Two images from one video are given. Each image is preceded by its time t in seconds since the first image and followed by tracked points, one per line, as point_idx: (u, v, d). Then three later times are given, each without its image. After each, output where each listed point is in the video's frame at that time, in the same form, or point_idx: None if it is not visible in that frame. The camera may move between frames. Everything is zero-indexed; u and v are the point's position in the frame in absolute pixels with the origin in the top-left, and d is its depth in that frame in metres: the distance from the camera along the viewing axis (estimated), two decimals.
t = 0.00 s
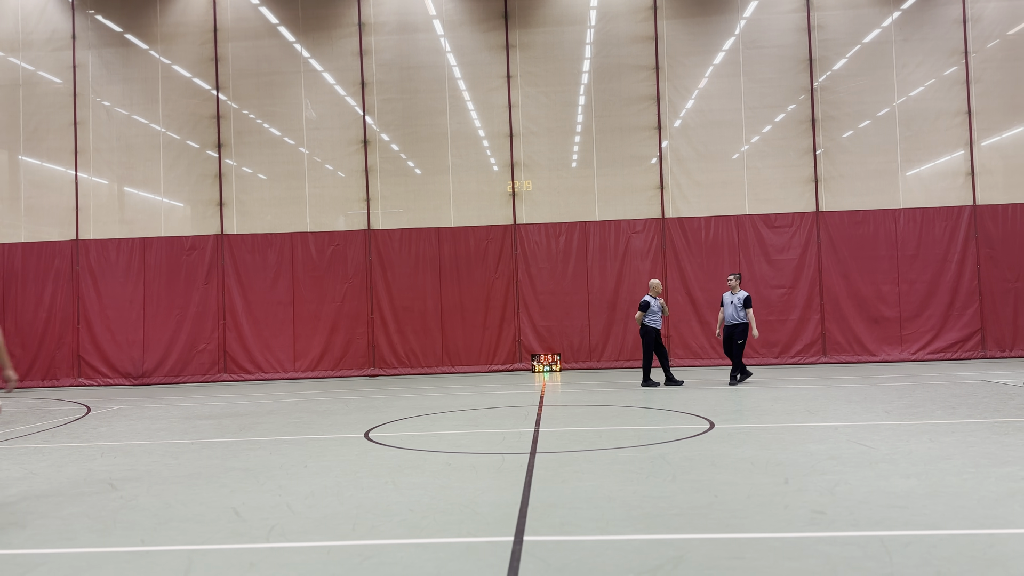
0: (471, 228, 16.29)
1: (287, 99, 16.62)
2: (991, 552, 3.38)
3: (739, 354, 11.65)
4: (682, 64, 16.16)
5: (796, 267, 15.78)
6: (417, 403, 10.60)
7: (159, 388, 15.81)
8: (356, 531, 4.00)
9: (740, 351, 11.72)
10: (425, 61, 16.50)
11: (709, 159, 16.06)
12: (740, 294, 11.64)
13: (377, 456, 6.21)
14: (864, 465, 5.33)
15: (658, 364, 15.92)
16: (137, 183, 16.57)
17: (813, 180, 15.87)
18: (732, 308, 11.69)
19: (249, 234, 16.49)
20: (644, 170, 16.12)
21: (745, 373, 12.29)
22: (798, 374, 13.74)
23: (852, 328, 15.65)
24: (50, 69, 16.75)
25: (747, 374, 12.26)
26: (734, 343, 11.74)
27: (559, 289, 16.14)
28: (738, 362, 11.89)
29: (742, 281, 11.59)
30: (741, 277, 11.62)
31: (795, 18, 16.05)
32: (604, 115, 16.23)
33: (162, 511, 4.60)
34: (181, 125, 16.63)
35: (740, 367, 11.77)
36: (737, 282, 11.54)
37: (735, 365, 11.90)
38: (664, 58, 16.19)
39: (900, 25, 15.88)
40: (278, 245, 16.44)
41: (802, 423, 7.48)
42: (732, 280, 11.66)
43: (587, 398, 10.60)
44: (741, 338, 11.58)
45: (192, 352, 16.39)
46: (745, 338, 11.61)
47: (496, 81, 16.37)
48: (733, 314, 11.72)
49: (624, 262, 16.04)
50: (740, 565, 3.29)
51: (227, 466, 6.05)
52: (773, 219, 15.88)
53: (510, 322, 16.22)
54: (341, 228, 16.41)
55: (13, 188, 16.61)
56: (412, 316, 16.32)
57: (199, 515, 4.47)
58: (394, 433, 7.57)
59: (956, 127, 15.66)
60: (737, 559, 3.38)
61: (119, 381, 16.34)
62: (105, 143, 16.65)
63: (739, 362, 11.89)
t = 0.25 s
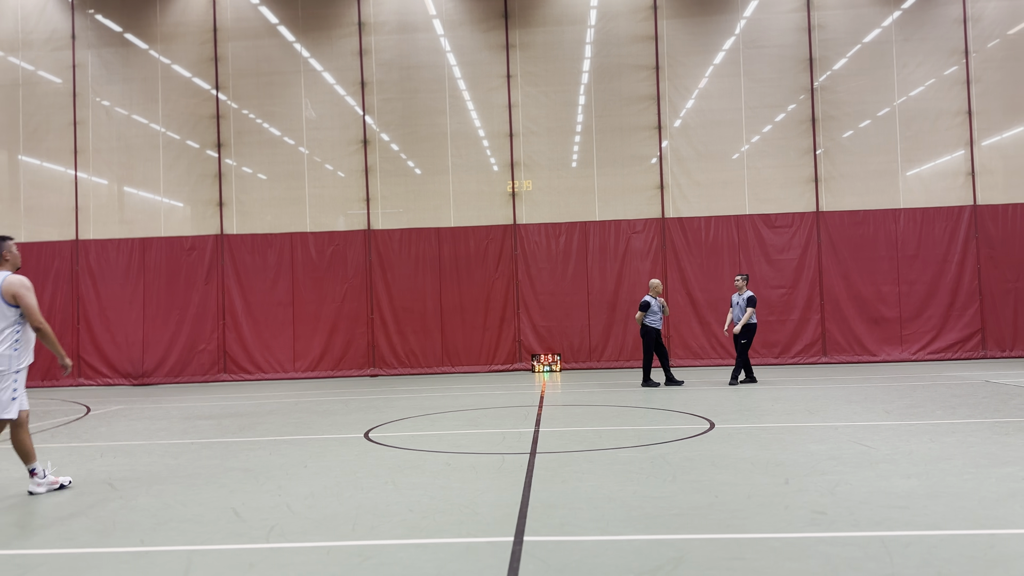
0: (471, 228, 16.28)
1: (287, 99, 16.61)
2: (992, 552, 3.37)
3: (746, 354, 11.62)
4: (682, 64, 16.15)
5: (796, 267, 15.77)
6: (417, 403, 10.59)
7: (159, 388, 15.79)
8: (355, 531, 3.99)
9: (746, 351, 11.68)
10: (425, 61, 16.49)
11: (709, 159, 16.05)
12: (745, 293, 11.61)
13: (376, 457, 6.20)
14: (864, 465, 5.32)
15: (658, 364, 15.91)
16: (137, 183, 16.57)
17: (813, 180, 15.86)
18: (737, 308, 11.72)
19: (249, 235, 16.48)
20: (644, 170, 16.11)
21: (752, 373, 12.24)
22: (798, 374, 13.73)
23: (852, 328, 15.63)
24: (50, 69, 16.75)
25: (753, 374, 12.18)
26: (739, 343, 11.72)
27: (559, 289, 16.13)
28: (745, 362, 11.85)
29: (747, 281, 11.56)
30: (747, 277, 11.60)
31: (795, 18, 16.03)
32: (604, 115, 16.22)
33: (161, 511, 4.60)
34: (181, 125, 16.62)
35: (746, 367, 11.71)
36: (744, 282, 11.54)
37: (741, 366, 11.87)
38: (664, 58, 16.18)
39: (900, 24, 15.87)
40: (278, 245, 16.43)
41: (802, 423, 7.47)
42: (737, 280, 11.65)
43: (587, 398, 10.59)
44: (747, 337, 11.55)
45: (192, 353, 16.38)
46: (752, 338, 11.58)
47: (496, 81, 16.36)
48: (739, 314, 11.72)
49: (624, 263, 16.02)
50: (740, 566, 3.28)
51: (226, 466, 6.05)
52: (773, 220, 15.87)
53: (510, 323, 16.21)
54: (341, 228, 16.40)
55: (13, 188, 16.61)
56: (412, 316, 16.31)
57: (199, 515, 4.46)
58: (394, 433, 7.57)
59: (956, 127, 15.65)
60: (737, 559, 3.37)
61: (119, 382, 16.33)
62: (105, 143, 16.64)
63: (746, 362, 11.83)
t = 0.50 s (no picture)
0: (471, 228, 16.28)
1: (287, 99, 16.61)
2: (992, 552, 3.37)
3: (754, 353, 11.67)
4: (682, 64, 16.15)
5: (796, 267, 15.76)
6: (417, 403, 10.57)
7: (159, 388, 15.79)
8: (355, 531, 3.99)
9: (754, 350, 11.73)
10: (425, 61, 16.49)
11: (709, 159, 16.05)
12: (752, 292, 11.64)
13: (376, 457, 6.19)
14: (865, 465, 5.32)
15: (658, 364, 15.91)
16: (137, 183, 16.57)
17: (813, 180, 15.86)
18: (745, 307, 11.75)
19: (249, 234, 16.48)
20: (644, 170, 16.11)
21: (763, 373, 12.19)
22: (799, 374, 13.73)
23: (852, 328, 15.64)
24: (50, 69, 16.75)
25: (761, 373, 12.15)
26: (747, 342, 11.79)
27: (559, 289, 16.13)
28: (756, 362, 11.88)
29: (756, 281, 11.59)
30: (756, 276, 11.62)
31: (795, 17, 16.03)
32: (604, 115, 16.22)
33: (161, 511, 4.60)
34: (181, 125, 16.62)
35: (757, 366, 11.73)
36: (752, 281, 11.57)
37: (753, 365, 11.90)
38: (664, 58, 16.17)
39: (900, 24, 15.87)
40: (278, 245, 16.43)
41: (803, 423, 7.47)
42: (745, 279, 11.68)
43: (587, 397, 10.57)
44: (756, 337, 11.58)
45: (192, 352, 16.38)
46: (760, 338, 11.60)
47: (496, 81, 16.36)
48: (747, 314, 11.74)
49: (624, 262, 16.02)
50: (741, 566, 3.28)
51: (226, 466, 6.04)
52: (774, 220, 15.87)
53: (510, 322, 16.21)
54: (341, 227, 16.40)
55: (13, 188, 16.61)
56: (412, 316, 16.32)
57: (199, 515, 4.46)
58: (394, 433, 7.56)
59: (956, 127, 15.65)
60: (737, 559, 3.37)
61: (119, 382, 16.33)
62: (105, 143, 16.64)
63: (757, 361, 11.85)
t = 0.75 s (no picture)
0: (471, 228, 16.28)
1: (287, 99, 16.61)
2: (991, 552, 3.37)
3: (769, 354, 11.63)
4: (682, 64, 16.15)
5: (796, 267, 15.77)
6: (416, 403, 10.56)
7: (159, 387, 15.80)
8: (355, 531, 3.99)
9: (766, 350, 11.75)
10: (425, 61, 16.49)
11: (709, 159, 16.06)
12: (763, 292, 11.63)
13: (376, 457, 6.18)
14: (865, 465, 5.32)
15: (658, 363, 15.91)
16: (137, 183, 16.57)
17: (813, 180, 15.87)
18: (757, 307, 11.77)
19: (249, 234, 16.48)
20: (644, 170, 16.11)
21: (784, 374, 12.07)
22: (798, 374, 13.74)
23: (852, 328, 15.64)
24: (50, 68, 16.75)
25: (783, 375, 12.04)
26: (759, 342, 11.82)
27: (559, 289, 16.13)
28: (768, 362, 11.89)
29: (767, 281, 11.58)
30: (767, 277, 11.61)
31: (795, 17, 16.03)
32: (604, 115, 16.22)
33: (162, 510, 4.60)
34: (181, 125, 16.63)
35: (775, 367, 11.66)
36: (763, 281, 11.56)
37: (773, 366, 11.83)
38: (664, 57, 16.17)
39: (900, 24, 15.87)
40: (278, 245, 16.44)
41: (803, 423, 7.47)
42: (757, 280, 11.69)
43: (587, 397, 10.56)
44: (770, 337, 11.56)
45: (192, 352, 16.39)
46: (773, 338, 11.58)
47: (496, 80, 16.36)
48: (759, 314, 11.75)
49: (624, 262, 16.03)
50: (741, 566, 3.28)
51: (226, 466, 6.04)
52: (774, 219, 15.87)
53: (510, 322, 16.22)
54: (341, 227, 16.41)
55: (13, 188, 16.61)
56: (412, 316, 16.32)
57: (199, 515, 4.46)
58: (394, 433, 7.56)
59: (956, 126, 15.65)
60: (737, 559, 3.37)
61: (120, 382, 16.33)
62: (105, 143, 16.64)
63: (774, 362, 11.80)
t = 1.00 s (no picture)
0: (471, 227, 16.28)
1: (287, 99, 16.61)
2: (992, 552, 3.37)
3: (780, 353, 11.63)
4: (682, 63, 16.15)
5: (796, 267, 15.76)
6: (417, 403, 10.54)
7: (159, 387, 15.79)
8: (355, 531, 3.99)
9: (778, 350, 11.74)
10: (424, 61, 16.49)
11: (709, 158, 16.06)
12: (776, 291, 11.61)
13: (375, 457, 6.18)
14: (865, 465, 5.32)
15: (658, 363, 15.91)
16: (137, 183, 16.57)
17: (813, 179, 15.87)
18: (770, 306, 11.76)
19: (249, 234, 16.48)
20: (644, 170, 16.10)
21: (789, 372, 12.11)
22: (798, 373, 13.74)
23: (852, 328, 15.64)
24: (50, 68, 16.75)
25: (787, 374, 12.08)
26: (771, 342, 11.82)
27: (559, 289, 16.13)
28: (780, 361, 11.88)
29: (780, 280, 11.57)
30: (779, 276, 11.60)
31: (795, 17, 16.02)
32: (604, 114, 16.22)
33: (162, 510, 4.60)
34: (181, 124, 16.63)
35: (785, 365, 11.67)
36: (775, 281, 11.54)
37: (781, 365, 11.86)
38: (664, 57, 16.17)
39: (900, 24, 15.87)
40: (278, 244, 16.44)
41: (803, 423, 7.47)
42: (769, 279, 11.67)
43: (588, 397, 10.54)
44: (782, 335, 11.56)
45: (192, 352, 16.38)
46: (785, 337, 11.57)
47: (496, 80, 16.36)
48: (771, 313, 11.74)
49: (624, 262, 16.02)
50: (741, 565, 3.28)
51: (226, 465, 6.03)
52: (774, 219, 15.87)
53: (510, 322, 16.22)
54: (341, 227, 16.40)
55: (13, 188, 16.60)
56: (412, 316, 16.32)
57: (199, 515, 4.46)
58: (395, 433, 7.56)
59: (956, 126, 15.64)
60: (737, 559, 3.37)
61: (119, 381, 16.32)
62: (105, 143, 16.64)
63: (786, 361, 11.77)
